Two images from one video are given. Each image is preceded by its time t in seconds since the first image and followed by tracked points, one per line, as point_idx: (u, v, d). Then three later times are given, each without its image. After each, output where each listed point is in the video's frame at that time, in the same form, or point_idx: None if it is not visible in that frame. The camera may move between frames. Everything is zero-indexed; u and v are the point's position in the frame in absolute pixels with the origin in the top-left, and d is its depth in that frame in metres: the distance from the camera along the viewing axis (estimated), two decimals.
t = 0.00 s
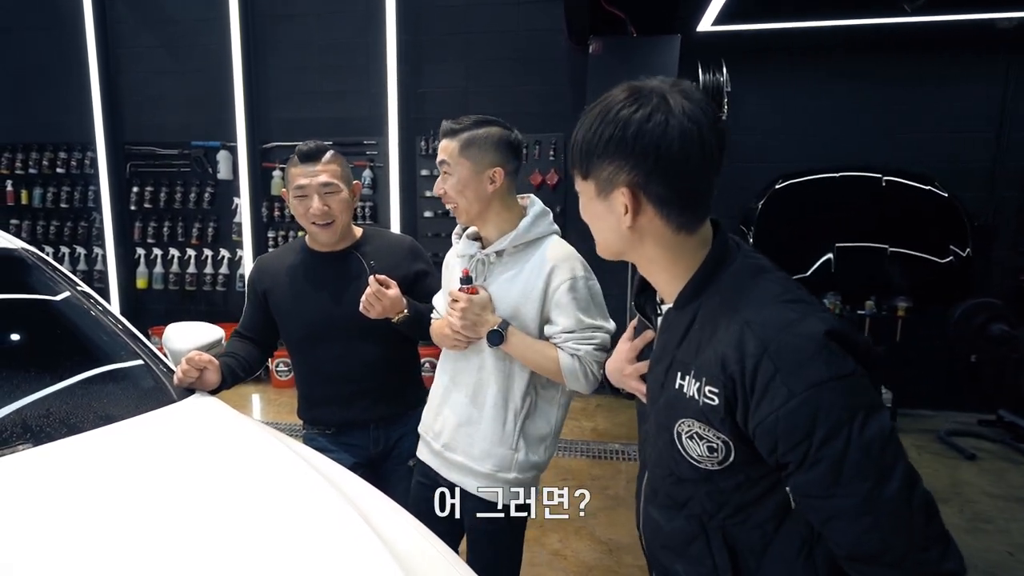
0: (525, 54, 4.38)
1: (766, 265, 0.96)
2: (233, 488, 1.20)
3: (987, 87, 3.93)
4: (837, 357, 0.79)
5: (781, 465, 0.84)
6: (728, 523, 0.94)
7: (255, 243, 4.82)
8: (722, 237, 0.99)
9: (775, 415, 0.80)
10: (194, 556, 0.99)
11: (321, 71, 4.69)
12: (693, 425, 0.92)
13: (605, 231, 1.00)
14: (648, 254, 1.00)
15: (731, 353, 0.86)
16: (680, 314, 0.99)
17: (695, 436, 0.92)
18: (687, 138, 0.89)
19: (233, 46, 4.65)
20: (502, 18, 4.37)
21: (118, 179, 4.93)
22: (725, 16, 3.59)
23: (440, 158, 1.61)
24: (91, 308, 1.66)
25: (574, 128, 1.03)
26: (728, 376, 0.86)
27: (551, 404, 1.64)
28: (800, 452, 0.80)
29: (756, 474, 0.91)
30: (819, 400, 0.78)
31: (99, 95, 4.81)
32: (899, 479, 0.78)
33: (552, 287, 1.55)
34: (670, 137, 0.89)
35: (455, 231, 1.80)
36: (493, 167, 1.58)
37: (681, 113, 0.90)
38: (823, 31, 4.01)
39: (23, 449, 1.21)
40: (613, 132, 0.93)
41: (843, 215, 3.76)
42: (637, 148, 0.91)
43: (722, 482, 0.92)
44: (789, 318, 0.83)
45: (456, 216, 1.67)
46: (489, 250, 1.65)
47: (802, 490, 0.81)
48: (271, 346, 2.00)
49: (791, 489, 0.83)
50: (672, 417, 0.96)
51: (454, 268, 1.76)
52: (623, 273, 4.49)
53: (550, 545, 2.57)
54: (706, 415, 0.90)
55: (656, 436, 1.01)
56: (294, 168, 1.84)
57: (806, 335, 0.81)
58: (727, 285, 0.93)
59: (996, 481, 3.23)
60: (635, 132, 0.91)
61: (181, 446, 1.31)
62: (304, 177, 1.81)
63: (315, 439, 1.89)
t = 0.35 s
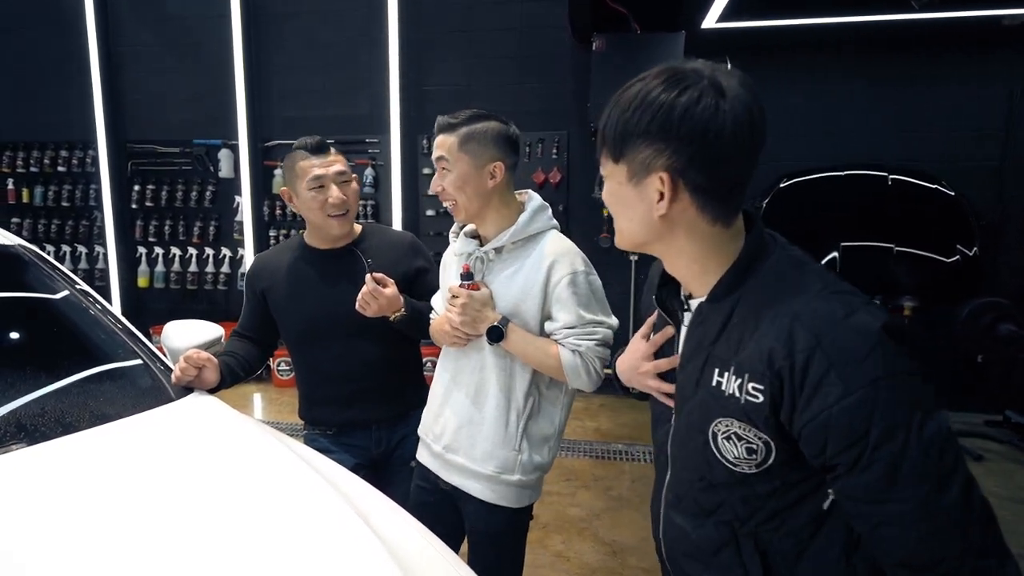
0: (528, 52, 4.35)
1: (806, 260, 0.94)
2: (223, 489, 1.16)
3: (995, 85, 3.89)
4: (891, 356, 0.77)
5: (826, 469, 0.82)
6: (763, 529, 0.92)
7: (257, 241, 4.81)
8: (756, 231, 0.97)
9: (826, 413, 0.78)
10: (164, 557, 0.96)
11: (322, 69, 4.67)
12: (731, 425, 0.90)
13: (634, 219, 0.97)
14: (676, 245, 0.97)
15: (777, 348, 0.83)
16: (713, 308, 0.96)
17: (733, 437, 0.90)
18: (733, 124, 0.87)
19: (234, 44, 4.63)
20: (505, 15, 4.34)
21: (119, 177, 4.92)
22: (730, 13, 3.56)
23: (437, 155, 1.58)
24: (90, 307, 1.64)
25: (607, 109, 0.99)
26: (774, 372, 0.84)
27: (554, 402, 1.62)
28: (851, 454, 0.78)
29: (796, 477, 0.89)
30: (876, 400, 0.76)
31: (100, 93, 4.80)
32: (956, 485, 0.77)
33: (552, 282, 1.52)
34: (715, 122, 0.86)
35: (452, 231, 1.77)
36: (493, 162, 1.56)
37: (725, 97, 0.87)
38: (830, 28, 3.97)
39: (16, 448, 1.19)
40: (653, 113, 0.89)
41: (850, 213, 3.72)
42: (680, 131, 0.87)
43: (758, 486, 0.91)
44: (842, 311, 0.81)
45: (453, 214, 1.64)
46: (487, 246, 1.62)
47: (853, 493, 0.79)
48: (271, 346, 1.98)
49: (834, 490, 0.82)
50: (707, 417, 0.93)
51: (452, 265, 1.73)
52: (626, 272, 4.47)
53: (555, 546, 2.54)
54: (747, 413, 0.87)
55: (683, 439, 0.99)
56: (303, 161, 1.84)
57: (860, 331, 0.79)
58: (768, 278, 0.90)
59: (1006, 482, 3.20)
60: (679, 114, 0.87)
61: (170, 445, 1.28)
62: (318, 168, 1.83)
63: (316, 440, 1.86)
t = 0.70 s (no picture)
0: (529, 50, 4.32)
1: (863, 260, 0.92)
2: (237, 491, 1.15)
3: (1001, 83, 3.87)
4: (951, 379, 0.75)
5: (864, 488, 0.82)
6: (780, 541, 0.93)
7: (257, 240, 4.79)
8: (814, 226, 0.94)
9: (874, 429, 0.77)
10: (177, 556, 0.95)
11: (323, 67, 4.65)
12: (764, 430, 0.89)
13: (677, 205, 0.94)
14: (723, 233, 0.94)
15: (827, 354, 0.81)
16: (758, 304, 0.94)
17: (763, 443, 0.89)
18: (789, 99, 0.83)
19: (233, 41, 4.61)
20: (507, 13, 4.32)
21: (119, 176, 4.91)
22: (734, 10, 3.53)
23: (439, 150, 1.56)
24: (87, 307, 1.61)
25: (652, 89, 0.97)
26: (821, 380, 0.82)
27: (558, 403, 1.59)
28: (897, 476, 0.77)
29: (823, 492, 0.89)
30: (930, 424, 0.74)
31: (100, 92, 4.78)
32: (1009, 527, 0.76)
33: (557, 280, 1.50)
34: (770, 97, 0.83)
35: (454, 230, 1.74)
36: (497, 158, 1.54)
37: (779, 70, 0.84)
38: (835, 24, 3.94)
39: (7, 450, 1.17)
40: (702, 90, 0.87)
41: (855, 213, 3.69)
42: (731, 107, 0.85)
43: (783, 496, 0.90)
44: (904, 323, 0.78)
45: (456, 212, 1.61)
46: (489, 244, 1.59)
47: (891, 517, 0.79)
48: (269, 346, 1.96)
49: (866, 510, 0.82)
50: (738, 418, 0.92)
51: (452, 265, 1.70)
52: (628, 271, 4.44)
53: (558, 548, 2.52)
54: (784, 420, 0.86)
55: (706, 438, 0.98)
56: (303, 156, 1.84)
57: (922, 346, 0.76)
58: (827, 279, 0.88)
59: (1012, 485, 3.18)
60: (731, 88, 0.84)
61: (180, 447, 1.26)
62: (319, 163, 1.83)
63: (316, 442, 1.84)
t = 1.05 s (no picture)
0: (530, 49, 4.30)
1: (909, 263, 0.90)
2: (238, 494, 1.13)
3: (1004, 83, 3.85)
4: (985, 397, 0.73)
5: (882, 503, 0.80)
6: (783, 548, 0.91)
7: (255, 240, 4.77)
8: (859, 225, 0.91)
9: (901, 442, 0.75)
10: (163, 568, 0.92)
11: (322, 66, 4.63)
12: (780, 432, 0.87)
13: (713, 195, 0.92)
14: (759, 224, 0.92)
15: (857, 359, 0.79)
16: (790, 301, 0.92)
17: (778, 445, 0.88)
18: (834, 80, 0.81)
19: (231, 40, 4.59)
20: (508, 12, 4.30)
21: (117, 175, 4.89)
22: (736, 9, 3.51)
23: (439, 149, 1.54)
24: (82, 307, 1.58)
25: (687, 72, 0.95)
26: (848, 386, 0.80)
27: (558, 403, 1.57)
28: (921, 495, 0.75)
29: (835, 503, 0.87)
30: (960, 442, 0.72)
31: (98, 90, 4.76)
32: None
33: (558, 280, 1.47)
34: (815, 78, 0.81)
35: (451, 230, 1.71)
36: (497, 155, 1.52)
37: (825, 50, 0.82)
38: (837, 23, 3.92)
39: None
40: (742, 71, 0.85)
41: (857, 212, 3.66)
42: (773, 90, 0.82)
43: (792, 502, 0.89)
44: (944, 333, 0.76)
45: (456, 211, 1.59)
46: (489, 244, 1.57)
47: (910, 534, 0.77)
48: (267, 347, 1.94)
49: (880, 527, 0.81)
50: (755, 417, 0.91)
51: (451, 264, 1.67)
52: (629, 271, 4.43)
53: (558, 550, 2.50)
54: (803, 424, 0.84)
55: (717, 435, 0.97)
56: (307, 150, 1.83)
57: (958, 359, 0.74)
58: (870, 278, 0.85)
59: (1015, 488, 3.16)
60: (773, 69, 0.82)
61: (181, 444, 1.26)
62: (321, 158, 1.82)
63: (311, 445, 1.82)
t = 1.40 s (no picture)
0: (530, 49, 4.29)
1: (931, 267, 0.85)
2: (232, 481, 1.16)
3: (1004, 83, 3.85)
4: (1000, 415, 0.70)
5: (886, 517, 0.78)
6: (782, 551, 0.90)
7: (253, 240, 4.75)
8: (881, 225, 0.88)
9: (908, 456, 0.72)
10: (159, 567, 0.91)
11: (322, 66, 4.61)
12: (784, 436, 0.85)
13: (727, 191, 0.91)
14: (775, 221, 0.90)
15: (867, 366, 0.77)
16: (802, 304, 0.89)
17: (781, 449, 0.86)
18: (854, 73, 0.78)
19: (229, 39, 4.57)
20: (508, 11, 4.28)
21: (114, 175, 4.86)
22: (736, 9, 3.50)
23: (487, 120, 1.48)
24: (79, 308, 1.57)
25: (703, 65, 0.93)
26: (856, 395, 0.78)
27: (557, 391, 1.54)
28: (924, 513, 0.73)
29: (839, 509, 0.85)
30: (969, 462, 0.70)
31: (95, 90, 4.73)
32: None
33: (546, 264, 1.46)
34: (833, 71, 0.78)
35: (443, 222, 1.71)
36: (531, 148, 1.57)
37: (845, 41, 0.79)
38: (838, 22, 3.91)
39: None
40: (757, 65, 0.82)
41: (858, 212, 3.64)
42: (789, 84, 0.80)
43: (793, 506, 0.87)
44: (964, 345, 0.73)
45: (477, 185, 1.50)
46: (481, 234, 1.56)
47: (915, 551, 0.74)
48: (265, 348, 1.93)
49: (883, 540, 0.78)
50: (758, 419, 0.89)
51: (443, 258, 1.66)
52: (629, 272, 4.42)
53: (559, 552, 2.48)
54: (807, 429, 0.82)
55: (720, 434, 0.96)
56: (306, 151, 1.82)
57: (976, 372, 0.71)
58: (883, 286, 0.82)
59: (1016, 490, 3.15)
60: (789, 62, 0.80)
61: (182, 447, 1.24)
62: (321, 158, 1.81)
63: (309, 448, 1.80)
